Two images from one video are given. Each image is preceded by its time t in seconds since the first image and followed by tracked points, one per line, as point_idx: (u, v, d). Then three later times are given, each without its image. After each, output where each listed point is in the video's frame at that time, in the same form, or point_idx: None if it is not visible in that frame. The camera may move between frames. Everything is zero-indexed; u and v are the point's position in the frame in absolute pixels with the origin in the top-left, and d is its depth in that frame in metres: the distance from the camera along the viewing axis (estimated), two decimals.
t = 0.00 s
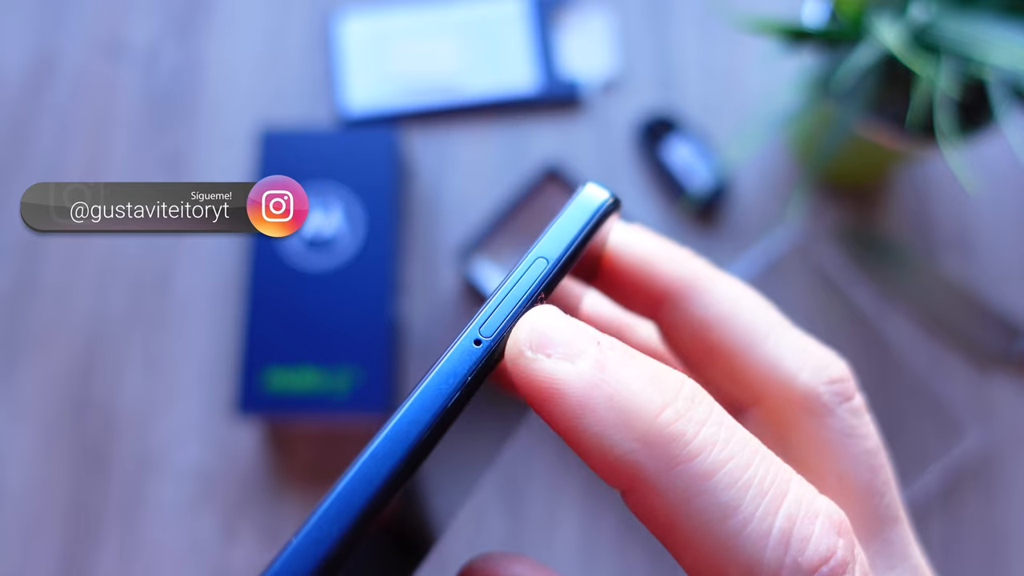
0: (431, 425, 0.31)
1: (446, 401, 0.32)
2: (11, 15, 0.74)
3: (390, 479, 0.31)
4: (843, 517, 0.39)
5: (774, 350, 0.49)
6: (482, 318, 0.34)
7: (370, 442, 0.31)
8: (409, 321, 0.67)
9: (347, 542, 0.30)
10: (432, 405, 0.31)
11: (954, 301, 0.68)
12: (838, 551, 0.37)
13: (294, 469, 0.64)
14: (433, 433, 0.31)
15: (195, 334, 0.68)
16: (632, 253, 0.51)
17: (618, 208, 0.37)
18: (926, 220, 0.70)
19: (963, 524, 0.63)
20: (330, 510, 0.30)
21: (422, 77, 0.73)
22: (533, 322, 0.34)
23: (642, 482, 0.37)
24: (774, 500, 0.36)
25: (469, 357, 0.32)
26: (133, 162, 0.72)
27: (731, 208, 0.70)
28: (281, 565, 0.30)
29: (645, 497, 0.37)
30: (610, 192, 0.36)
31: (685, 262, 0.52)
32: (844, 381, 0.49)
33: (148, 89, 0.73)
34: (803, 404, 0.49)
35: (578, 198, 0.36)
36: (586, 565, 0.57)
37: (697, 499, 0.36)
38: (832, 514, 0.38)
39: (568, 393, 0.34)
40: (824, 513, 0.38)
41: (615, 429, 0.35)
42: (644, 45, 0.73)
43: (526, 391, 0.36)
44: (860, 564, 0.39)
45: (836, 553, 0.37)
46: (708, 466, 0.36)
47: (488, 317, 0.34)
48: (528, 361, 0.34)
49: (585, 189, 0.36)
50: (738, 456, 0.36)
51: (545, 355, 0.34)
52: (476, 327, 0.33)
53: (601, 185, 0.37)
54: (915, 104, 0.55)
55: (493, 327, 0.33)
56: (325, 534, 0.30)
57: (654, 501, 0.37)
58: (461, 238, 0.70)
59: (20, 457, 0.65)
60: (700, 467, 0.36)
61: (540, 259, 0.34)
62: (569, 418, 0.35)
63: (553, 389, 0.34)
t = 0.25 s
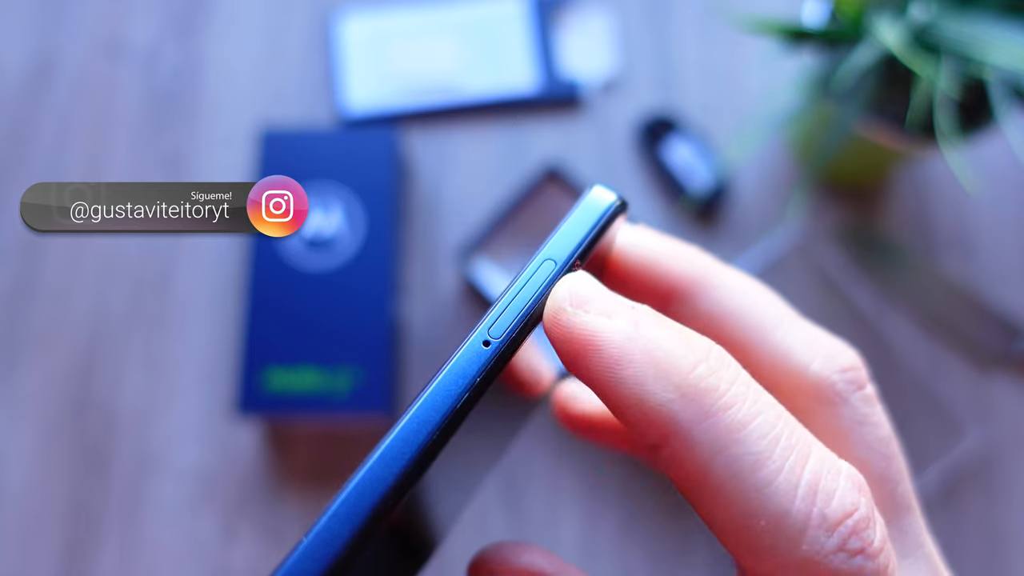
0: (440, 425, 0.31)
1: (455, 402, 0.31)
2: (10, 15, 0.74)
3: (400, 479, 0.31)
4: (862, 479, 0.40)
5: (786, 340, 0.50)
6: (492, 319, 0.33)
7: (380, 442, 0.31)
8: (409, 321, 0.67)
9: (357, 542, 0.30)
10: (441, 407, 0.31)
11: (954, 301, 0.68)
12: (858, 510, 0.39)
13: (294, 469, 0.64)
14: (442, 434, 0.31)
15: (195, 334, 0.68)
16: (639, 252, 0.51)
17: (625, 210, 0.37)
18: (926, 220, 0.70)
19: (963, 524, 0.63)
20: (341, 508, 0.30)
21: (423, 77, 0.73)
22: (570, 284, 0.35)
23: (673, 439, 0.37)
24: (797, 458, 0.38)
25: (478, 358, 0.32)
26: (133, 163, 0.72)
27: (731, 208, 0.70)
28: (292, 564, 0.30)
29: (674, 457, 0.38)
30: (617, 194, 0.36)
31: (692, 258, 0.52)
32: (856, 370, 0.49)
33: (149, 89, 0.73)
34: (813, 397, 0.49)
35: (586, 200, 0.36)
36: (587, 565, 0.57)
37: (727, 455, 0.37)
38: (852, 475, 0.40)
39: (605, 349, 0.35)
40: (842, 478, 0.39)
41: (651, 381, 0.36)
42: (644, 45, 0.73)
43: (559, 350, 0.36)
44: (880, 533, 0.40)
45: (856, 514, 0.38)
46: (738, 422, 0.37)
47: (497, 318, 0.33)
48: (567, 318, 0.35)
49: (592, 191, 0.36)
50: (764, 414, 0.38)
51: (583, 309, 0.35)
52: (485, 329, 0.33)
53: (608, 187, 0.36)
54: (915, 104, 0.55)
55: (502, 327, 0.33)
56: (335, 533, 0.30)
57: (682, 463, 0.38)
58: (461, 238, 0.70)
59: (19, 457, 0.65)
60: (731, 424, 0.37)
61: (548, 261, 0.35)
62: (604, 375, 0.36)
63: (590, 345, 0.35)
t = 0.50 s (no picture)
0: (437, 425, 0.31)
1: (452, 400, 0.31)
2: (11, 15, 0.74)
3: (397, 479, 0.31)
4: (863, 489, 0.39)
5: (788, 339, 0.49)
6: (490, 316, 0.33)
7: (376, 442, 0.31)
8: (409, 321, 0.67)
9: (353, 542, 0.30)
10: (438, 406, 0.31)
11: (954, 301, 0.68)
12: (858, 520, 0.38)
13: (294, 469, 0.64)
14: (439, 434, 0.31)
15: (195, 334, 0.68)
16: (638, 250, 0.51)
17: (624, 208, 0.37)
18: (926, 220, 0.70)
19: (963, 523, 0.63)
20: (337, 508, 0.30)
21: (423, 77, 0.73)
22: (559, 293, 0.35)
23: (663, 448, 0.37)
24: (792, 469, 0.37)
25: (475, 357, 0.32)
26: (133, 162, 0.72)
27: (731, 208, 0.70)
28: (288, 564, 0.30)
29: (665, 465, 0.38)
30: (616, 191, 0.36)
31: (692, 257, 0.52)
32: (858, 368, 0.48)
33: (149, 88, 0.73)
34: (815, 395, 0.48)
35: (584, 199, 0.36)
36: (587, 565, 0.57)
37: (717, 466, 0.37)
38: (853, 485, 0.38)
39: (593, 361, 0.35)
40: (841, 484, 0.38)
41: (638, 393, 0.36)
42: (644, 45, 0.73)
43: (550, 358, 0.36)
44: (878, 540, 0.39)
45: (855, 525, 0.38)
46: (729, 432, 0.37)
47: (494, 317, 0.33)
48: (554, 329, 0.34)
49: (590, 189, 0.36)
50: (758, 422, 0.37)
51: (571, 321, 0.35)
52: (483, 327, 0.33)
53: (607, 184, 0.36)
54: (915, 104, 0.55)
55: (501, 325, 0.33)
56: (331, 533, 0.30)
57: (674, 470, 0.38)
58: (461, 238, 0.70)
59: (20, 457, 0.65)
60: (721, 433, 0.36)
61: (546, 259, 0.35)
62: (593, 385, 0.36)
63: (577, 357, 0.35)
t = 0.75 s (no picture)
0: (436, 423, 0.31)
1: (452, 397, 0.31)
2: (11, 15, 0.74)
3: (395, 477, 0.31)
4: (854, 516, 0.38)
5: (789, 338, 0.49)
6: (490, 314, 0.34)
7: (374, 441, 0.31)
8: (409, 321, 0.67)
9: (351, 540, 0.30)
10: (437, 403, 0.31)
11: (954, 301, 0.68)
12: (848, 550, 0.37)
13: (294, 469, 0.64)
14: (438, 432, 0.31)
15: (195, 334, 0.68)
16: (640, 250, 0.51)
17: (626, 205, 0.37)
18: (926, 220, 0.70)
19: (962, 523, 0.63)
20: (335, 506, 0.30)
21: (422, 77, 0.73)
22: (535, 318, 0.34)
23: (644, 482, 0.36)
24: (778, 499, 0.36)
25: (475, 354, 0.33)
26: (133, 162, 0.72)
27: (731, 208, 0.70)
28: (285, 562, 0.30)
29: (647, 498, 0.37)
30: (618, 189, 0.36)
31: (695, 257, 0.52)
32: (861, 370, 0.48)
33: (148, 88, 0.73)
34: (819, 394, 0.48)
35: (585, 196, 0.36)
36: (587, 565, 0.57)
37: (700, 500, 0.36)
38: (841, 513, 0.38)
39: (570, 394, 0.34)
40: (831, 510, 0.37)
41: (615, 427, 0.35)
42: (644, 45, 0.73)
43: (527, 389, 0.35)
44: (872, 560, 0.38)
45: (847, 548, 0.37)
46: (712, 465, 0.35)
47: (494, 314, 0.34)
48: (529, 359, 0.34)
49: (591, 186, 0.36)
50: (742, 453, 0.36)
51: (546, 353, 0.34)
52: (482, 324, 0.33)
53: (608, 182, 0.36)
54: (915, 104, 0.55)
55: (501, 323, 0.34)
56: (329, 531, 0.30)
57: (657, 503, 0.37)
58: (461, 238, 0.70)
59: (20, 457, 0.65)
60: (704, 466, 0.35)
61: (547, 256, 0.34)
62: (571, 418, 0.35)
63: (553, 389, 0.34)
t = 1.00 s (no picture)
0: (434, 417, 0.31)
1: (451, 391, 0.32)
2: (11, 15, 0.74)
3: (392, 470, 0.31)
4: (849, 524, 0.38)
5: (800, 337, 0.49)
6: (490, 309, 0.34)
7: (372, 435, 0.31)
8: (409, 321, 0.67)
9: (348, 533, 0.30)
10: (436, 397, 0.31)
11: (954, 301, 0.68)
12: (843, 562, 0.36)
13: (294, 469, 0.64)
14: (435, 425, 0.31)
15: (195, 334, 0.68)
16: (645, 246, 0.51)
17: (628, 200, 0.37)
18: (926, 219, 0.70)
19: (962, 523, 0.63)
20: (331, 499, 0.30)
21: (423, 77, 0.73)
22: (523, 330, 0.33)
23: (636, 499, 0.35)
24: (772, 513, 0.35)
25: (475, 348, 0.33)
26: (133, 162, 0.72)
27: (731, 208, 0.70)
28: (281, 554, 0.30)
29: (639, 513, 0.36)
30: (621, 184, 0.37)
31: (700, 253, 0.52)
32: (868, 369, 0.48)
33: (148, 88, 0.73)
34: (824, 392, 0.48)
35: (587, 192, 0.36)
36: (586, 565, 0.57)
37: (694, 514, 0.35)
38: (836, 522, 0.37)
39: (559, 411, 0.33)
40: (826, 520, 0.37)
41: (605, 444, 0.33)
42: (644, 45, 0.74)
43: (516, 404, 0.34)
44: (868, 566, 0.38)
45: (841, 557, 0.36)
46: (704, 480, 0.34)
47: (495, 309, 0.34)
48: (518, 374, 0.33)
49: (594, 182, 0.36)
50: (735, 466, 0.35)
51: (534, 368, 0.33)
52: (483, 319, 0.34)
53: (611, 178, 0.37)
54: (915, 104, 0.55)
55: (501, 317, 0.34)
56: (325, 524, 0.30)
57: (650, 518, 0.36)
58: (461, 238, 0.70)
59: (20, 457, 0.65)
60: (697, 482, 0.34)
61: (549, 251, 0.34)
62: (560, 436, 0.34)
63: (542, 405, 0.33)
